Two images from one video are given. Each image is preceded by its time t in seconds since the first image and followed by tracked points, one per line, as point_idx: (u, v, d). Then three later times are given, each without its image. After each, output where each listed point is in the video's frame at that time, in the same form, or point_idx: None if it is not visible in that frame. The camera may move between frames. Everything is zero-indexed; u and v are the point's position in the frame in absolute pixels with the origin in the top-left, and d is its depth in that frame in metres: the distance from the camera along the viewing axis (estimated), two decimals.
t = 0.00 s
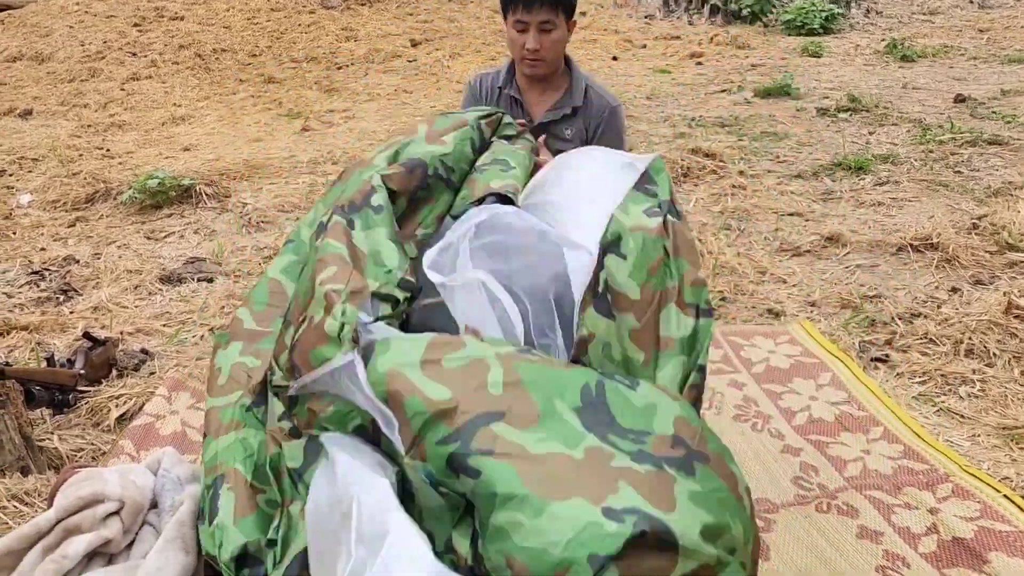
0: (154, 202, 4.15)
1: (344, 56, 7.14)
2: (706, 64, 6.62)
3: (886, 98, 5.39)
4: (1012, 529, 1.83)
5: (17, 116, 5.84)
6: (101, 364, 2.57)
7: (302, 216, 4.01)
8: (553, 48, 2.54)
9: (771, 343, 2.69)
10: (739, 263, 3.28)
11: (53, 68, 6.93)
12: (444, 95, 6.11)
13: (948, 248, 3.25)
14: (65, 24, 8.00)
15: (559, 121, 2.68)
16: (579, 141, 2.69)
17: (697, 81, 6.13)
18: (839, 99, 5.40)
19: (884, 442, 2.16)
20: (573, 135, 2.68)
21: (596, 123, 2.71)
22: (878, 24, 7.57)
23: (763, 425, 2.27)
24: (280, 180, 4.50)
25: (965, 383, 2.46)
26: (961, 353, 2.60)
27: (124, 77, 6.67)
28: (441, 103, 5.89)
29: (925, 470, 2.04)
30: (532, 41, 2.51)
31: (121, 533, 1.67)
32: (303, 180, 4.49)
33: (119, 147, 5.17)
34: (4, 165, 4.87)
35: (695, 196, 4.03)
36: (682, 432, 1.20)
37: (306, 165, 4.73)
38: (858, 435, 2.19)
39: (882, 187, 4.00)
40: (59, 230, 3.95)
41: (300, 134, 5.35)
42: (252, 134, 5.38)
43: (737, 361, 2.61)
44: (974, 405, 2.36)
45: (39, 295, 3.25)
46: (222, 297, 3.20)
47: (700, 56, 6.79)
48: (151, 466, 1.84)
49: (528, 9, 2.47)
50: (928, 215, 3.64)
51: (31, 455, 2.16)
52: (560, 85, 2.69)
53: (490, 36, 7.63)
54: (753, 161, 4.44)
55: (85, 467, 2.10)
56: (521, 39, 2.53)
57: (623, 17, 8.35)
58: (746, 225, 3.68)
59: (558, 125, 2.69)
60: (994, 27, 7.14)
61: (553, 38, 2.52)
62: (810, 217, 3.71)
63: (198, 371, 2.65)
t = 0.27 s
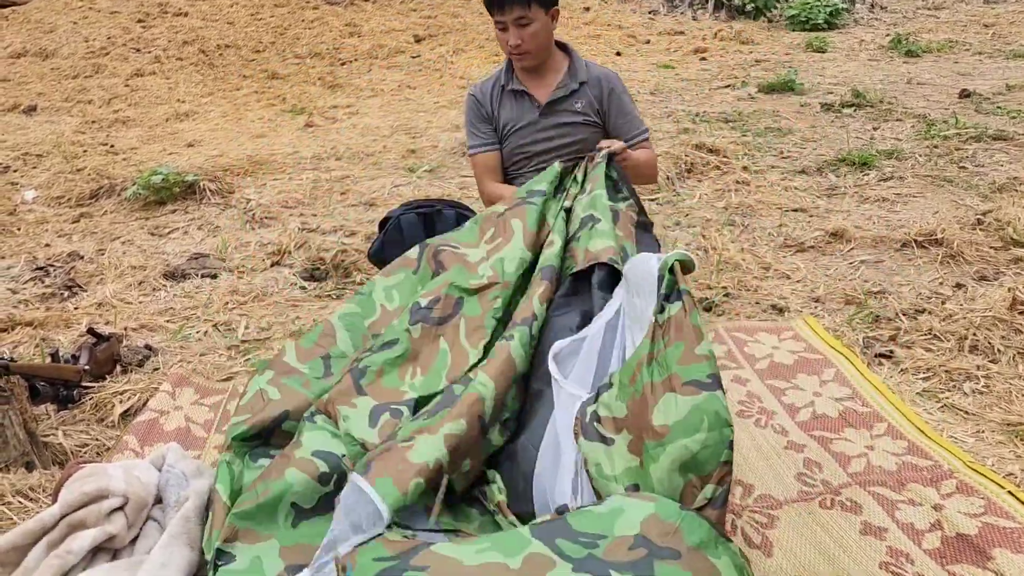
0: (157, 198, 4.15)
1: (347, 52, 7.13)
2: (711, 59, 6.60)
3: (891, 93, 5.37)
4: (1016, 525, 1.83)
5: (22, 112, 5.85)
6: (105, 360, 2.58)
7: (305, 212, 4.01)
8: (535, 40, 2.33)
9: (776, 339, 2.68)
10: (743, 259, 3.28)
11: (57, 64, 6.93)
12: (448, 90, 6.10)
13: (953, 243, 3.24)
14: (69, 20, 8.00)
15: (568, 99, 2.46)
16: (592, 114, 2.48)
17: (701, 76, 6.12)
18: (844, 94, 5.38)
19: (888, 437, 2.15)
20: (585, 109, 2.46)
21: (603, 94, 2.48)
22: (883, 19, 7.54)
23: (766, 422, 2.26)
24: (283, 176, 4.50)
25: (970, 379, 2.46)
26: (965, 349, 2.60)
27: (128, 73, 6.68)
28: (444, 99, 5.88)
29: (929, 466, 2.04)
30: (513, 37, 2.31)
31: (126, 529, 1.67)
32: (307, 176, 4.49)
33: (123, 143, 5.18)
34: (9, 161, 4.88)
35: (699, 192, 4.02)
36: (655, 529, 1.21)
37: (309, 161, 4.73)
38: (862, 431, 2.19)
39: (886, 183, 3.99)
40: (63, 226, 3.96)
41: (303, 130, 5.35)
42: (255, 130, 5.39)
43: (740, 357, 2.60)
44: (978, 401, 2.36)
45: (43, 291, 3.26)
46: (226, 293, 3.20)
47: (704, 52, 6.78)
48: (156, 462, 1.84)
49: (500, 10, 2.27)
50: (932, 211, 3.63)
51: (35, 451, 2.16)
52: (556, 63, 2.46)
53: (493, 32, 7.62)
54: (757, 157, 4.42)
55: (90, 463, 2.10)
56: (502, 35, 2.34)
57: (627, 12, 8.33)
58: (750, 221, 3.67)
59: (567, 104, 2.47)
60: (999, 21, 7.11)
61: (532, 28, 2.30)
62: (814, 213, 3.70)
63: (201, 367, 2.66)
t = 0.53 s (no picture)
0: (161, 195, 4.16)
1: (350, 50, 7.14)
2: (714, 56, 6.59)
3: (895, 90, 5.36)
4: (1017, 522, 1.83)
5: (26, 110, 5.86)
6: (108, 357, 2.58)
7: (309, 210, 4.02)
8: (522, 37, 2.32)
9: (778, 336, 2.68)
10: (745, 257, 3.28)
11: (61, 61, 6.95)
12: (451, 88, 6.10)
13: (956, 241, 3.23)
14: (73, 17, 8.02)
15: (568, 90, 2.46)
16: (593, 103, 2.48)
17: (704, 73, 6.11)
18: (847, 91, 5.37)
19: (889, 435, 2.15)
20: (585, 99, 2.46)
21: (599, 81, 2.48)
22: (887, 16, 7.52)
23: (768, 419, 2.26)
24: (287, 174, 4.51)
25: (972, 376, 2.46)
26: (968, 346, 2.59)
27: (131, 70, 6.69)
28: (447, 96, 5.88)
29: (930, 463, 2.04)
30: (502, 35, 2.32)
31: (129, 525, 1.68)
32: (310, 173, 4.50)
33: (127, 141, 5.19)
34: (13, 159, 4.89)
35: (702, 189, 4.02)
36: (730, 497, 1.36)
37: (313, 158, 4.73)
38: (863, 429, 2.19)
39: (890, 180, 3.98)
40: (67, 223, 3.97)
41: (307, 127, 5.35)
42: (259, 127, 5.39)
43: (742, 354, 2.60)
44: (981, 398, 2.36)
45: (47, 288, 3.27)
46: (229, 290, 3.21)
47: (707, 48, 6.77)
48: (158, 457, 1.84)
49: (486, 11, 2.28)
50: (935, 208, 3.62)
51: (39, 447, 2.17)
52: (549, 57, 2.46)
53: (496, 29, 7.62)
54: (760, 154, 4.42)
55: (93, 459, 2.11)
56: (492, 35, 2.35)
57: (631, 9, 8.32)
58: (752, 218, 3.67)
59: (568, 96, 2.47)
60: (1004, 18, 7.09)
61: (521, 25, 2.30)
62: (817, 210, 3.70)
63: (204, 364, 2.67)
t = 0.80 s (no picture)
0: (164, 194, 4.17)
1: (353, 49, 7.14)
2: (716, 55, 6.59)
3: (896, 89, 5.36)
4: (1017, 520, 1.83)
5: (29, 109, 5.88)
6: (112, 355, 2.59)
7: (311, 209, 4.03)
8: (526, 34, 2.34)
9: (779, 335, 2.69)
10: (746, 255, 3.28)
11: (65, 61, 6.97)
12: (453, 87, 6.11)
13: (957, 240, 3.24)
14: (76, 17, 8.03)
15: (568, 87, 2.48)
16: (593, 99, 2.50)
17: (706, 72, 6.11)
18: (849, 90, 5.37)
19: (890, 433, 2.15)
20: (587, 95, 2.49)
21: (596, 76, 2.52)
22: (889, 15, 7.51)
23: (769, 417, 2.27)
24: (289, 173, 4.51)
25: (973, 375, 2.46)
26: (968, 345, 2.60)
27: (135, 70, 6.70)
28: (450, 95, 5.89)
29: (931, 462, 2.04)
30: (505, 32, 2.33)
31: (131, 523, 1.69)
32: (312, 172, 4.51)
33: (130, 140, 5.20)
34: (17, 158, 4.91)
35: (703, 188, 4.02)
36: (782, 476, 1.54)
37: (315, 158, 4.74)
38: (864, 427, 2.19)
39: (892, 179, 3.98)
40: (71, 222, 3.99)
41: (309, 126, 5.36)
42: (261, 127, 5.40)
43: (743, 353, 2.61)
44: (981, 397, 2.36)
45: (51, 287, 3.29)
46: (232, 289, 3.22)
47: (709, 48, 6.77)
48: (161, 455, 1.84)
49: (489, 7, 2.30)
50: (937, 207, 3.62)
51: (42, 446, 2.18)
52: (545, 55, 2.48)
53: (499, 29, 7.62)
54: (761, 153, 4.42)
55: (96, 457, 2.12)
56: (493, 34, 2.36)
57: (633, 9, 8.32)
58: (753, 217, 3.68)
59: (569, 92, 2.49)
60: (1006, 17, 7.08)
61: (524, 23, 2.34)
62: (818, 209, 3.70)
63: (207, 362, 2.68)
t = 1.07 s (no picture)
0: (167, 195, 4.18)
1: (355, 49, 7.15)
2: (718, 55, 6.59)
3: (899, 89, 5.36)
4: (1021, 521, 1.83)
5: (32, 110, 5.89)
6: (115, 356, 2.59)
7: (313, 209, 4.03)
8: (548, 40, 2.34)
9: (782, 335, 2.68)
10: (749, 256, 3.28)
11: (68, 61, 6.98)
12: (455, 87, 6.12)
13: (960, 240, 3.23)
14: (79, 18, 8.04)
15: (577, 100, 2.49)
16: (601, 116, 2.52)
17: (708, 73, 6.11)
18: (851, 91, 5.37)
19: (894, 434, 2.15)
20: (595, 111, 2.50)
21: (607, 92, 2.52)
22: (891, 15, 7.50)
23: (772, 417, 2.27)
24: (292, 173, 4.52)
25: (976, 375, 2.46)
26: (972, 346, 2.60)
27: (137, 70, 6.71)
28: (452, 96, 5.89)
29: (934, 462, 2.04)
30: (525, 38, 2.32)
31: (135, 523, 1.69)
32: (315, 173, 4.51)
33: (133, 140, 5.21)
34: (20, 158, 4.92)
35: (706, 188, 4.02)
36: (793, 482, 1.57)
37: (317, 158, 4.75)
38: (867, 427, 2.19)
39: (894, 179, 3.98)
40: (74, 223, 3.99)
41: (312, 127, 5.37)
42: (264, 127, 5.41)
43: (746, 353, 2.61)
44: (985, 398, 2.36)
45: (54, 287, 3.29)
46: (235, 290, 3.22)
47: (712, 48, 6.77)
48: (164, 455, 1.84)
49: (512, 10, 2.27)
50: (939, 207, 3.62)
51: (46, 446, 2.19)
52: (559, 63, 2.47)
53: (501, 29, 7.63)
54: (763, 153, 4.42)
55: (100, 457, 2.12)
56: (513, 38, 2.34)
57: (635, 9, 8.32)
58: (756, 217, 3.68)
59: (577, 106, 2.50)
60: (1009, 17, 7.07)
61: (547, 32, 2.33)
62: (820, 210, 3.70)
63: (210, 363, 2.68)
